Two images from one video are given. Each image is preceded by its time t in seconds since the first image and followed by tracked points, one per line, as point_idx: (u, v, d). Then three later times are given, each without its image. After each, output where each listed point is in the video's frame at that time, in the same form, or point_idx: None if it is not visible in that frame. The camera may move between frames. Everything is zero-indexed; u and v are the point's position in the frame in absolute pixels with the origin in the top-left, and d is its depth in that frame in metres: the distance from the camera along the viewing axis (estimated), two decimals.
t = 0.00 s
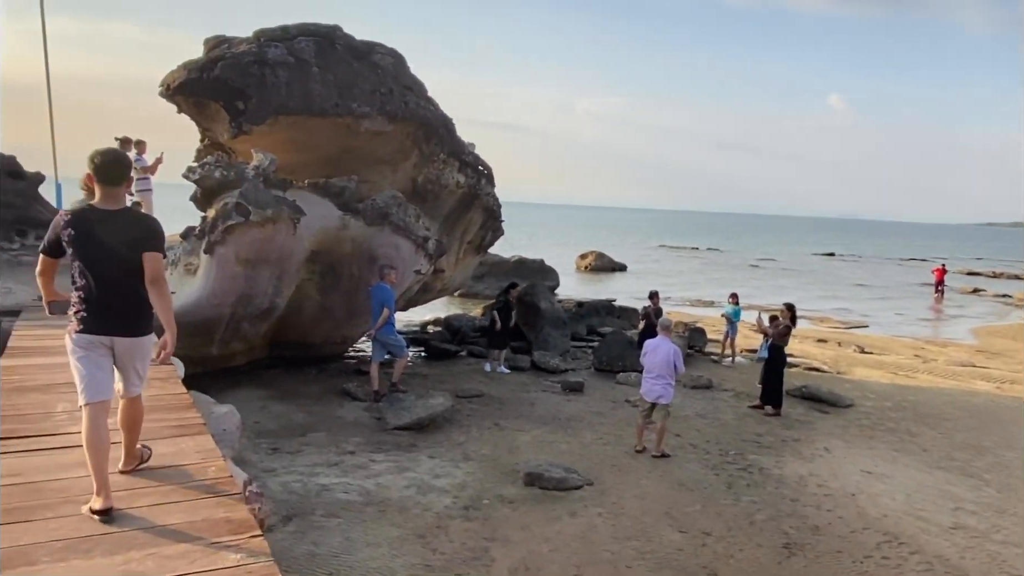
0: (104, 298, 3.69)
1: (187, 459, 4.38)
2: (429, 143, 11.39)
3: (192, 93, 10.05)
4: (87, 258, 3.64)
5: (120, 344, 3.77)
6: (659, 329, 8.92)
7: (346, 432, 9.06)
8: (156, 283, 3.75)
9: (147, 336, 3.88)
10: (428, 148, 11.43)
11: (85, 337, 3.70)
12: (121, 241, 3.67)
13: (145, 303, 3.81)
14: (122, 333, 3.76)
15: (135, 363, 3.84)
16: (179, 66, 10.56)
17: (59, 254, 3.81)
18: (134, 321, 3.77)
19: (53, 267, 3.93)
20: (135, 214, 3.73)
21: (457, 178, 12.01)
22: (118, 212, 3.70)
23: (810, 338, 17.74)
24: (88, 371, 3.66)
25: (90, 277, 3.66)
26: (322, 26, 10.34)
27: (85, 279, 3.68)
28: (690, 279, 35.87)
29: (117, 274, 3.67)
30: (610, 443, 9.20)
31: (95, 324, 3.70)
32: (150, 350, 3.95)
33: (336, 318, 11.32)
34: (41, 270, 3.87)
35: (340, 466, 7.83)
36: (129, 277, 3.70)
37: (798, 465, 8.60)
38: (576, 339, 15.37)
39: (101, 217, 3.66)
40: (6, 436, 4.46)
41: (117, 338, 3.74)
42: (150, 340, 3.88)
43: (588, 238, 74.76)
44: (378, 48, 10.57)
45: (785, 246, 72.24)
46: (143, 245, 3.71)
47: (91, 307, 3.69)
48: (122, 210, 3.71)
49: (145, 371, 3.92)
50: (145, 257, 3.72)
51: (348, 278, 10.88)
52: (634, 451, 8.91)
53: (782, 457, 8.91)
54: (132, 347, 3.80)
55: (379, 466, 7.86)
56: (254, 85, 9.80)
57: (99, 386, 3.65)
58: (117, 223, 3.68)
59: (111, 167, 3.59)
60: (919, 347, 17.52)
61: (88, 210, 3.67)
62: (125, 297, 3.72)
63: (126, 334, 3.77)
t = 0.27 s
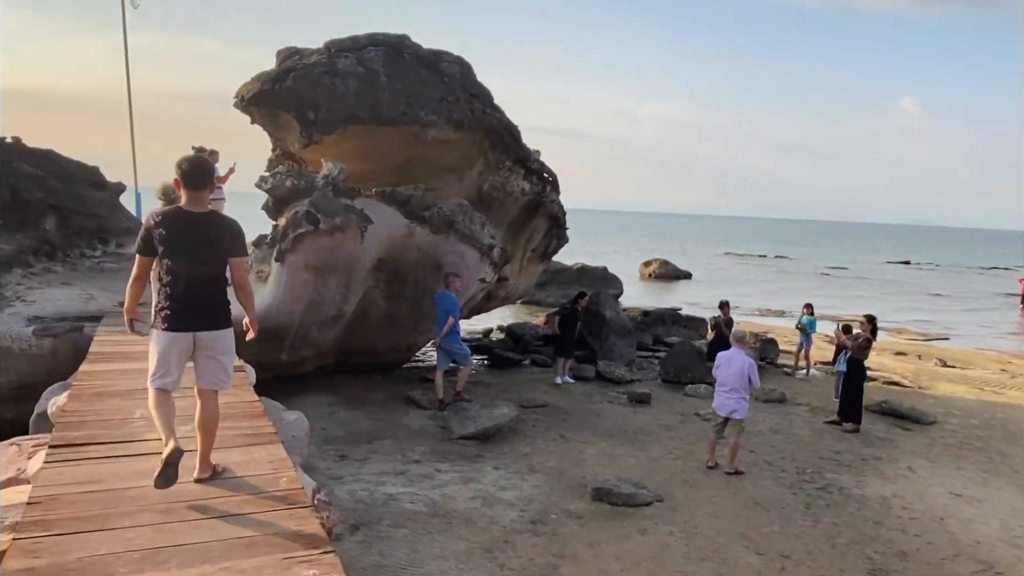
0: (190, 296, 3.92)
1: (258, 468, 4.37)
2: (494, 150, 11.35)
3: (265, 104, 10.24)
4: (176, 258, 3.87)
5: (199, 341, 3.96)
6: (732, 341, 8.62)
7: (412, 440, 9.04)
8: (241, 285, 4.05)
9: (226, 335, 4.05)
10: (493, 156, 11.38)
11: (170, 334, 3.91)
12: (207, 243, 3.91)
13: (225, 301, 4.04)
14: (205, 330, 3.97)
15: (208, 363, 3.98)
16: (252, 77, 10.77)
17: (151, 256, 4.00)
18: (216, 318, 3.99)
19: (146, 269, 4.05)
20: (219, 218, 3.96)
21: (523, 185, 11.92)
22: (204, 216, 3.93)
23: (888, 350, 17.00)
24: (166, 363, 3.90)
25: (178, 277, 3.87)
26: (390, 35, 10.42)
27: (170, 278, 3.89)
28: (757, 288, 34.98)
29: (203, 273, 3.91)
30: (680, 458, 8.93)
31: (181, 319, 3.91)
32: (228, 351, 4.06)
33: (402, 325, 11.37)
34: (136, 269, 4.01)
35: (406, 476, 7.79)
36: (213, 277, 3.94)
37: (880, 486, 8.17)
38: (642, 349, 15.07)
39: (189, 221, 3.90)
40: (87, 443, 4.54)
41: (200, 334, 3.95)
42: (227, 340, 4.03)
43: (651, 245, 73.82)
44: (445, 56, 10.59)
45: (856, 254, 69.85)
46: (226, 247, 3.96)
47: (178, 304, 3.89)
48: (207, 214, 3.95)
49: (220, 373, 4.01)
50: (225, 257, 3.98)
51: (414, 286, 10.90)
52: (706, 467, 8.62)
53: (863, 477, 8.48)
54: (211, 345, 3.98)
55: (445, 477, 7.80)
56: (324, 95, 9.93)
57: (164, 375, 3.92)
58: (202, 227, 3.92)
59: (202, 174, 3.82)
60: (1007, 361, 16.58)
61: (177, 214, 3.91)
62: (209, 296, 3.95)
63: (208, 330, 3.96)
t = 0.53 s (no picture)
0: (260, 302, 4.05)
1: (328, 482, 4.31)
2: (560, 158, 11.20)
3: (333, 114, 10.34)
4: (247, 266, 3.99)
5: (262, 345, 4.09)
6: (810, 355, 8.25)
7: (476, 451, 8.93)
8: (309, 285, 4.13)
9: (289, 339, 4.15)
10: (559, 164, 11.23)
11: (237, 338, 4.05)
12: (276, 251, 4.04)
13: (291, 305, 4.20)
14: (270, 335, 4.09)
15: (266, 367, 4.07)
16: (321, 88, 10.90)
17: (224, 267, 4.02)
18: (285, 321, 4.14)
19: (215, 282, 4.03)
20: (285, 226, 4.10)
21: (588, 193, 11.73)
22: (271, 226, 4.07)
23: (972, 365, 16.13)
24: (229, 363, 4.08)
25: (248, 284, 4.01)
26: (456, 44, 10.40)
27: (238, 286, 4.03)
28: (826, 298, 33.86)
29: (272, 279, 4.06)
30: (754, 476, 8.57)
31: (251, 324, 4.04)
32: (288, 357, 4.13)
33: (466, 335, 11.30)
34: (206, 282, 4.00)
35: (471, 488, 7.68)
36: (282, 282, 4.10)
37: (973, 511, 7.67)
38: (709, 360, 14.65)
39: (257, 232, 4.03)
40: (161, 453, 4.56)
41: (266, 338, 4.08)
42: (288, 345, 4.12)
43: (714, 253, 72.45)
44: (511, 64, 10.51)
45: (931, 262, 67.10)
46: (293, 254, 4.12)
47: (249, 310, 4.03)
48: (273, 224, 4.09)
49: (278, 379, 4.06)
50: (294, 262, 4.15)
51: (479, 295, 10.82)
52: (781, 486, 8.25)
53: (953, 500, 7.98)
54: (273, 348, 4.10)
55: (510, 490, 7.65)
56: (391, 105, 9.96)
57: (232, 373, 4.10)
58: (267, 236, 4.05)
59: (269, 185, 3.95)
60: None
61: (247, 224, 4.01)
62: (278, 301, 4.10)
63: (272, 335, 4.09)
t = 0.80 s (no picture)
0: (307, 312, 4.37)
1: (395, 503, 4.22)
2: (622, 167, 10.99)
3: (395, 125, 10.35)
4: (294, 279, 4.31)
5: (313, 352, 4.41)
6: (890, 371, 7.79)
7: (537, 466, 8.77)
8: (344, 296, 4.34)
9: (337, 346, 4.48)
10: (621, 173, 11.02)
11: (288, 346, 4.38)
12: (321, 263, 4.37)
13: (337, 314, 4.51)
14: (318, 342, 4.40)
15: (320, 372, 4.41)
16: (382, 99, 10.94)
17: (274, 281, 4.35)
18: (332, 330, 4.45)
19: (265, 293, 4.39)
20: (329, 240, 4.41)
21: (650, 203, 11.48)
22: (315, 240, 4.39)
23: None
24: (283, 372, 4.38)
25: (297, 295, 4.34)
26: (518, 53, 10.31)
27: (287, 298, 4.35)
28: (896, 308, 32.59)
29: (318, 291, 4.36)
30: (828, 497, 8.18)
31: (301, 333, 4.36)
32: (339, 362, 4.46)
33: (525, 346, 11.16)
34: (257, 294, 4.35)
35: (534, 505, 7.51)
36: (326, 294, 4.40)
37: None
38: (775, 373, 14.18)
39: (303, 246, 4.36)
40: (228, 469, 4.54)
41: (316, 345, 4.40)
42: (337, 351, 4.45)
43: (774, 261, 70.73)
44: (573, 72, 10.38)
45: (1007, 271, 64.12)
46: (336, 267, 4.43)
47: (298, 319, 4.35)
48: (318, 239, 4.41)
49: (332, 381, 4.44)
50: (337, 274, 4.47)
51: (539, 306, 10.67)
52: (859, 509, 7.84)
53: None
54: (323, 355, 4.42)
55: (574, 508, 7.46)
56: (452, 115, 9.92)
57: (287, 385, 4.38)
58: (313, 250, 4.37)
59: (311, 200, 4.26)
60: None
61: (293, 238, 4.35)
62: (325, 310, 4.40)
63: (320, 342, 4.40)
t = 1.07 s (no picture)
0: (351, 316, 4.33)
1: (447, 518, 4.12)
2: (674, 173, 10.73)
3: (444, 132, 10.33)
4: (334, 281, 4.31)
5: (359, 358, 4.36)
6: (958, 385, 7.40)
7: (588, 478, 8.60)
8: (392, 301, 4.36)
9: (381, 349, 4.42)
10: (672, 178, 10.79)
11: (333, 350, 4.36)
12: (360, 265, 4.31)
13: (380, 319, 4.40)
14: (362, 347, 4.35)
15: (365, 375, 4.39)
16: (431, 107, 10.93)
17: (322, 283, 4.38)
18: (370, 333, 4.35)
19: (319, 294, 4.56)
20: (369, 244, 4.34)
21: (702, 209, 11.21)
22: (358, 243, 4.35)
23: None
24: (329, 375, 4.35)
25: (342, 299, 4.31)
26: (567, 59, 10.19)
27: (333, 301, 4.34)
28: (958, 316, 31.39)
29: (354, 293, 4.30)
30: (893, 516, 7.82)
31: (337, 333, 4.33)
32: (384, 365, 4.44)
33: (574, 355, 10.99)
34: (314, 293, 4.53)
35: (585, 518, 7.35)
36: (371, 299, 4.35)
37: None
38: (833, 384, 13.72)
39: (344, 248, 4.35)
40: (279, 479, 4.50)
41: (354, 348, 4.34)
42: (381, 354, 4.40)
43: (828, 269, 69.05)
44: (623, 77, 10.21)
45: None
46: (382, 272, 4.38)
47: (335, 320, 4.34)
48: (366, 244, 4.37)
49: (377, 384, 4.44)
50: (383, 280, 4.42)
51: (588, 315, 10.50)
52: (927, 528, 7.47)
53: None
54: (367, 358, 4.37)
55: (626, 522, 7.27)
56: (501, 122, 9.85)
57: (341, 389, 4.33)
58: (360, 256, 4.34)
59: (353, 205, 4.23)
60: None
61: (336, 241, 4.38)
62: (361, 313, 4.32)
63: (364, 347, 4.35)
